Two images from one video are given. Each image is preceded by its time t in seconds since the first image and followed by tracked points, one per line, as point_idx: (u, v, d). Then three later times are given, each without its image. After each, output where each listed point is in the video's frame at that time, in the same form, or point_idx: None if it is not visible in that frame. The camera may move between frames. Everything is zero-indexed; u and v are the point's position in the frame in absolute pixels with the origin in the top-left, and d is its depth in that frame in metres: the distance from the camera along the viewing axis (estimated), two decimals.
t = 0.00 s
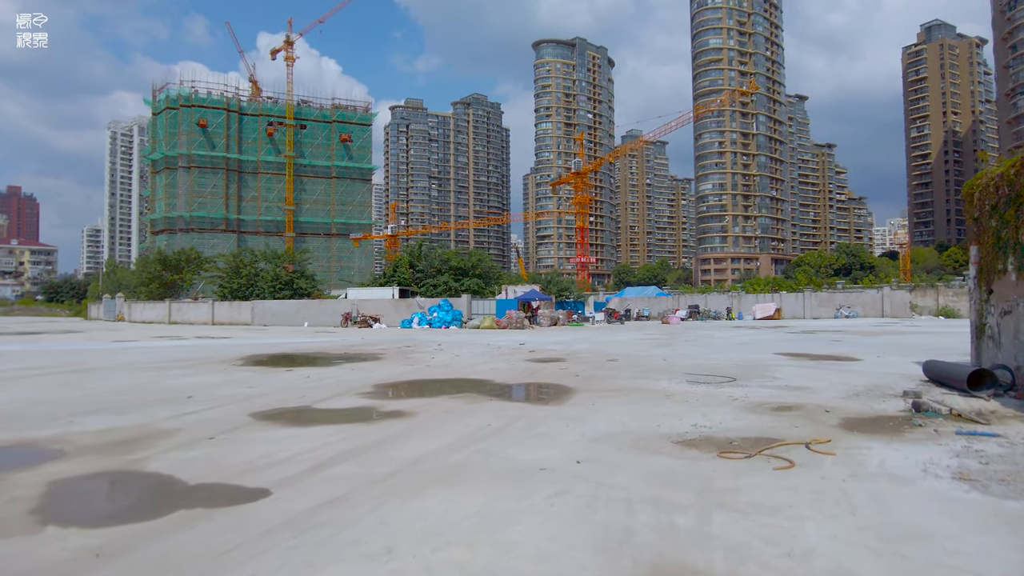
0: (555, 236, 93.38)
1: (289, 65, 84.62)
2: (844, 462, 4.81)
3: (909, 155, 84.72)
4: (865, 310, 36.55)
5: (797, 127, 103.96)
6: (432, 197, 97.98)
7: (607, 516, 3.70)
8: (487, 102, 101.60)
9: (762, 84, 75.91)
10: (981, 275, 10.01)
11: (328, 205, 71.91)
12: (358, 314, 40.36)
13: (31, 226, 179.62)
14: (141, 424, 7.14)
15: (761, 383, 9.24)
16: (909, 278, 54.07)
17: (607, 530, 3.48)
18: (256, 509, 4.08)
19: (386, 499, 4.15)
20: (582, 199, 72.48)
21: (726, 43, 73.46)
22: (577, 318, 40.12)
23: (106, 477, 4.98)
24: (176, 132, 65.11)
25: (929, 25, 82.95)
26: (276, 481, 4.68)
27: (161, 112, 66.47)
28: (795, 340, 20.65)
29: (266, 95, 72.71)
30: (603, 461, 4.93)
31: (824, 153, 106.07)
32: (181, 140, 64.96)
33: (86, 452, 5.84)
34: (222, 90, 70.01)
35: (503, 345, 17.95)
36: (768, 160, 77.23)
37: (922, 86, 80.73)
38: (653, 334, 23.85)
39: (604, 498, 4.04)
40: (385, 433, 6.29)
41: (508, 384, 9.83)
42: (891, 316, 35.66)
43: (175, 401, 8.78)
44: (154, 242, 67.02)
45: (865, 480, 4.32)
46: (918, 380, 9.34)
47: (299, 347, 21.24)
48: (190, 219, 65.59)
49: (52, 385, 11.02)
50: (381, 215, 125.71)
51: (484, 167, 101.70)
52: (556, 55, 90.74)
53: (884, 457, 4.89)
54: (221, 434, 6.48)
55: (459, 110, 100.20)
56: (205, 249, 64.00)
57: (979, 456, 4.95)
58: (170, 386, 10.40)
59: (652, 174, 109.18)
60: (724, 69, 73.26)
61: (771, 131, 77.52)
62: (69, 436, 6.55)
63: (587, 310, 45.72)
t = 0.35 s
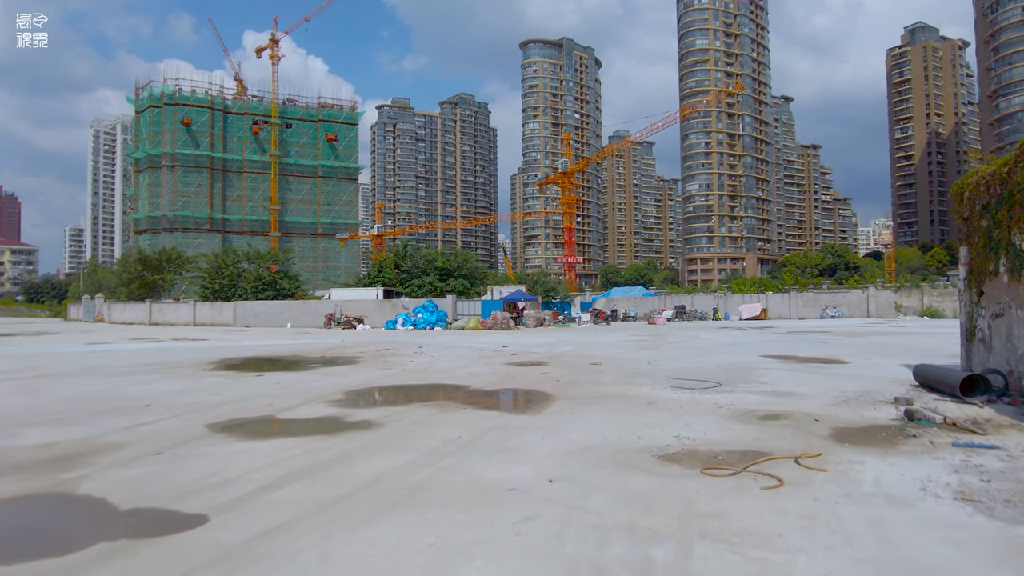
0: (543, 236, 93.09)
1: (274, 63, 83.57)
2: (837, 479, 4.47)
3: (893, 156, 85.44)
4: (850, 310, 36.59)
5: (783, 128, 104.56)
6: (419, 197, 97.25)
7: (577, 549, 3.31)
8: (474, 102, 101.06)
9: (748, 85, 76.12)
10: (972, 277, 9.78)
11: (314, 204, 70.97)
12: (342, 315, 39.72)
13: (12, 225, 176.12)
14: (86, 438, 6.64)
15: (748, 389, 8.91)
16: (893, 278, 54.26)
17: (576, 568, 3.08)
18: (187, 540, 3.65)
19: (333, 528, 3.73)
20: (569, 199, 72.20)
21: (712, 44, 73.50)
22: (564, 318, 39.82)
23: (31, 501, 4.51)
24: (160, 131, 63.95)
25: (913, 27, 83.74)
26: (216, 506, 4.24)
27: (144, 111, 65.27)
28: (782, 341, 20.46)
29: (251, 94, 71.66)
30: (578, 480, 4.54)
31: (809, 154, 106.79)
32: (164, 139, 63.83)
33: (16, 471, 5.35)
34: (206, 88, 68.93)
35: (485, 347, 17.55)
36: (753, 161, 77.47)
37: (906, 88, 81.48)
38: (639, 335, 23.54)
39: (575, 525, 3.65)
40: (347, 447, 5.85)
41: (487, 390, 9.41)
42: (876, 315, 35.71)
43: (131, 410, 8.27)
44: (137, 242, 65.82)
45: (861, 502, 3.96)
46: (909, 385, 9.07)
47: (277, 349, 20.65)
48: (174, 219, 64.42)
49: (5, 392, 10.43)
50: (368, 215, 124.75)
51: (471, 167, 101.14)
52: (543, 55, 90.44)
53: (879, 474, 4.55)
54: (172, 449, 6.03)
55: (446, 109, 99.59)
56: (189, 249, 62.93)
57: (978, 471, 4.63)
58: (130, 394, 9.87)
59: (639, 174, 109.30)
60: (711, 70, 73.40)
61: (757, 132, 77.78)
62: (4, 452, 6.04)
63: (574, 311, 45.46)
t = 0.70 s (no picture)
0: (536, 237, 92.69)
1: (266, 62, 82.74)
2: (843, 495, 4.08)
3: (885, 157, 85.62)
4: (844, 311, 36.40)
5: (776, 129, 104.69)
6: (412, 197, 96.62)
7: None
8: (468, 102, 100.56)
9: (742, 85, 76.01)
10: (974, 276, 9.47)
11: (306, 204, 70.17)
12: (331, 315, 39.14)
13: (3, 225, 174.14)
14: (35, 445, 6.15)
15: (744, 392, 8.52)
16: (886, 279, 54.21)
17: None
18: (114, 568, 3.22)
19: (280, 554, 3.30)
20: (562, 200, 71.81)
21: (705, 44, 73.35)
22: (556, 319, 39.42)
23: None
24: (150, 129, 62.99)
25: (905, 29, 83.92)
26: (155, 526, 3.80)
27: (135, 109, 64.40)
28: (777, 343, 20.14)
29: (243, 93, 70.82)
30: (560, 496, 4.13)
31: (802, 155, 107.05)
32: (155, 138, 63.03)
33: None
34: (198, 87, 68.10)
35: (475, 348, 17.10)
36: (747, 162, 77.38)
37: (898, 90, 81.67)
38: (632, 336, 23.16)
39: (554, 552, 3.22)
40: (314, 455, 5.41)
41: (470, 393, 8.97)
42: (870, 316, 35.50)
43: (92, 415, 7.77)
44: (128, 242, 64.98)
45: (871, 523, 3.57)
46: (911, 388, 8.72)
47: (262, 350, 20.11)
48: (165, 218, 63.57)
49: None
50: (361, 214, 123.95)
51: (465, 167, 100.62)
52: (537, 55, 90.04)
53: (887, 488, 4.17)
54: (125, 459, 5.57)
55: (439, 109, 99.03)
56: (181, 249, 62.16)
57: (994, 484, 4.27)
58: (97, 397, 9.37)
59: (633, 174, 109.12)
60: (704, 71, 73.22)
61: (750, 133, 77.68)
62: None
63: (566, 311, 45.10)
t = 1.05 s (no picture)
0: (528, 237, 92.23)
1: (257, 60, 81.87)
2: (842, 516, 3.70)
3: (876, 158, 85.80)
4: (836, 311, 36.28)
5: (767, 129, 104.86)
6: (405, 196, 95.94)
7: None
8: (460, 101, 100.02)
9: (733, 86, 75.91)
10: (972, 275, 9.15)
11: (297, 203, 69.34)
12: (319, 315, 38.52)
13: None
14: None
15: (737, 396, 8.16)
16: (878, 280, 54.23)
17: None
18: None
19: None
20: (555, 199, 71.39)
21: (697, 45, 73.23)
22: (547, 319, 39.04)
23: None
24: (140, 128, 62.41)
25: (896, 30, 84.13)
26: (71, 555, 3.37)
27: (124, 108, 63.51)
28: (769, 343, 19.84)
29: (234, 91, 69.94)
30: (530, 516, 3.74)
31: (793, 156, 107.30)
32: (145, 136, 62.25)
33: None
34: (188, 85, 67.25)
35: (462, 349, 16.66)
36: (738, 162, 77.32)
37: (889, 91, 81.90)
38: (622, 336, 22.81)
39: None
40: (271, 467, 4.97)
41: (450, 397, 8.53)
42: (862, 316, 35.40)
43: (44, 423, 7.26)
44: (117, 241, 64.12)
45: (876, 550, 3.18)
46: (908, 392, 8.39)
47: (243, 351, 19.56)
48: (155, 217, 62.69)
49: None
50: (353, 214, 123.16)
51: (457, 167, 99.95)
52: (529, 55, 89.61)
53: (891, 507, 3.79)
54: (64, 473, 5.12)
55: (431, 109, 98.46)
56: (170, 249, 61.32)
57: (1005, 502, 3.91)
58: (56, 402, 8.86)
59: (625, 174, 108.95)
60: (696, 71, 73.09)
61: (742, 133, 77.59)
62: None
63: (558, 311, 44.72)
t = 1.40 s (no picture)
0: (519, 236, 91.76)
1: (246, 58, 80.90)
2: (852, 539, 3.33)
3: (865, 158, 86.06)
4: (827, 310, 36.20)
5: (758, 129, 105.05)
6: (395, 196, 95.21)
7: None
8: (451, 101, 99.44)
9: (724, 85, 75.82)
10: (973, 274, 8.85)
11: (287, 203, 68.43)
12: (306, 315, 37.88)
13: None
14: None
15: (731, 400, 7.81)
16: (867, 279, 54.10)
17: None
18: None
19: None
20: (545, 198, 70.99)
21: (688, 45, 73.10)
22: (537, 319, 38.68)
23: None
24: (128, 127, 61.48)
25: (885, 31, 84.47)
26: None
27: (111, 106, 62.50)
28: (761, 343, 19.55)
29: (223, 90, 68.99)
30: (505, 542, 3.34)
31: (783, 156, 107.67)
32: (133, 135, 61.32)
33: None
34: (176, 83, 66.28)
35: (449, 351, 16.24)
36: (729, 162, 77.26)
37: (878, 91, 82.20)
38: (613, 336, 22.47)
39: None
40: (226, 482, 4.48)
41: (431, 402, 8.06)
42: (853, 316, 35.33)
43: None
44: (104, 240, 63.13)
45: None
46: (907, 394, 8.07)
47: (224, 352, 19.01)
48: (143, 217, 61.70)
49: None
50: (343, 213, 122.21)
51: (448, 166, 99.26)
52: (520, 54, 89.20)
53: (905, 529, 3.42)
54: None
55: (422, 108, 97.86)
56: (158, 248, 60.40)
57: None
58: (13, 407, 8.34)
59: (616, 174, 108.78)
60: (687, 71, 72.98)
61: (733, 133, 77.53)
62: None
63: (549, 311, 44.34)
